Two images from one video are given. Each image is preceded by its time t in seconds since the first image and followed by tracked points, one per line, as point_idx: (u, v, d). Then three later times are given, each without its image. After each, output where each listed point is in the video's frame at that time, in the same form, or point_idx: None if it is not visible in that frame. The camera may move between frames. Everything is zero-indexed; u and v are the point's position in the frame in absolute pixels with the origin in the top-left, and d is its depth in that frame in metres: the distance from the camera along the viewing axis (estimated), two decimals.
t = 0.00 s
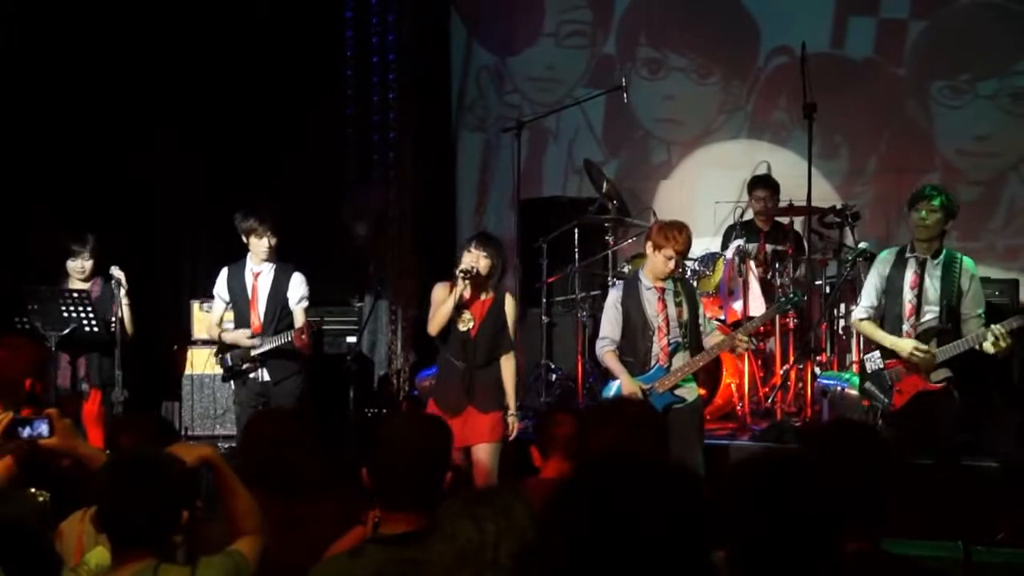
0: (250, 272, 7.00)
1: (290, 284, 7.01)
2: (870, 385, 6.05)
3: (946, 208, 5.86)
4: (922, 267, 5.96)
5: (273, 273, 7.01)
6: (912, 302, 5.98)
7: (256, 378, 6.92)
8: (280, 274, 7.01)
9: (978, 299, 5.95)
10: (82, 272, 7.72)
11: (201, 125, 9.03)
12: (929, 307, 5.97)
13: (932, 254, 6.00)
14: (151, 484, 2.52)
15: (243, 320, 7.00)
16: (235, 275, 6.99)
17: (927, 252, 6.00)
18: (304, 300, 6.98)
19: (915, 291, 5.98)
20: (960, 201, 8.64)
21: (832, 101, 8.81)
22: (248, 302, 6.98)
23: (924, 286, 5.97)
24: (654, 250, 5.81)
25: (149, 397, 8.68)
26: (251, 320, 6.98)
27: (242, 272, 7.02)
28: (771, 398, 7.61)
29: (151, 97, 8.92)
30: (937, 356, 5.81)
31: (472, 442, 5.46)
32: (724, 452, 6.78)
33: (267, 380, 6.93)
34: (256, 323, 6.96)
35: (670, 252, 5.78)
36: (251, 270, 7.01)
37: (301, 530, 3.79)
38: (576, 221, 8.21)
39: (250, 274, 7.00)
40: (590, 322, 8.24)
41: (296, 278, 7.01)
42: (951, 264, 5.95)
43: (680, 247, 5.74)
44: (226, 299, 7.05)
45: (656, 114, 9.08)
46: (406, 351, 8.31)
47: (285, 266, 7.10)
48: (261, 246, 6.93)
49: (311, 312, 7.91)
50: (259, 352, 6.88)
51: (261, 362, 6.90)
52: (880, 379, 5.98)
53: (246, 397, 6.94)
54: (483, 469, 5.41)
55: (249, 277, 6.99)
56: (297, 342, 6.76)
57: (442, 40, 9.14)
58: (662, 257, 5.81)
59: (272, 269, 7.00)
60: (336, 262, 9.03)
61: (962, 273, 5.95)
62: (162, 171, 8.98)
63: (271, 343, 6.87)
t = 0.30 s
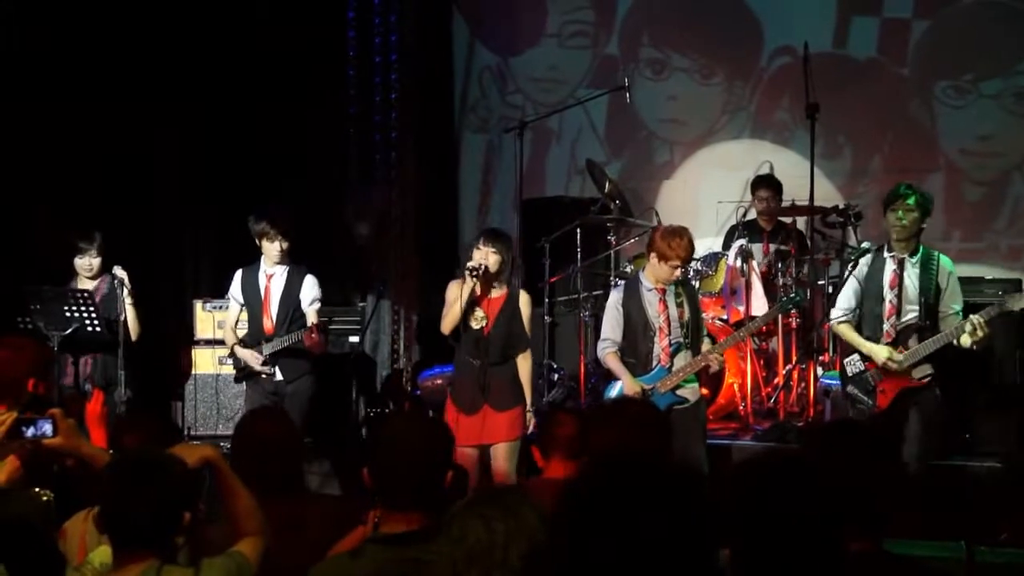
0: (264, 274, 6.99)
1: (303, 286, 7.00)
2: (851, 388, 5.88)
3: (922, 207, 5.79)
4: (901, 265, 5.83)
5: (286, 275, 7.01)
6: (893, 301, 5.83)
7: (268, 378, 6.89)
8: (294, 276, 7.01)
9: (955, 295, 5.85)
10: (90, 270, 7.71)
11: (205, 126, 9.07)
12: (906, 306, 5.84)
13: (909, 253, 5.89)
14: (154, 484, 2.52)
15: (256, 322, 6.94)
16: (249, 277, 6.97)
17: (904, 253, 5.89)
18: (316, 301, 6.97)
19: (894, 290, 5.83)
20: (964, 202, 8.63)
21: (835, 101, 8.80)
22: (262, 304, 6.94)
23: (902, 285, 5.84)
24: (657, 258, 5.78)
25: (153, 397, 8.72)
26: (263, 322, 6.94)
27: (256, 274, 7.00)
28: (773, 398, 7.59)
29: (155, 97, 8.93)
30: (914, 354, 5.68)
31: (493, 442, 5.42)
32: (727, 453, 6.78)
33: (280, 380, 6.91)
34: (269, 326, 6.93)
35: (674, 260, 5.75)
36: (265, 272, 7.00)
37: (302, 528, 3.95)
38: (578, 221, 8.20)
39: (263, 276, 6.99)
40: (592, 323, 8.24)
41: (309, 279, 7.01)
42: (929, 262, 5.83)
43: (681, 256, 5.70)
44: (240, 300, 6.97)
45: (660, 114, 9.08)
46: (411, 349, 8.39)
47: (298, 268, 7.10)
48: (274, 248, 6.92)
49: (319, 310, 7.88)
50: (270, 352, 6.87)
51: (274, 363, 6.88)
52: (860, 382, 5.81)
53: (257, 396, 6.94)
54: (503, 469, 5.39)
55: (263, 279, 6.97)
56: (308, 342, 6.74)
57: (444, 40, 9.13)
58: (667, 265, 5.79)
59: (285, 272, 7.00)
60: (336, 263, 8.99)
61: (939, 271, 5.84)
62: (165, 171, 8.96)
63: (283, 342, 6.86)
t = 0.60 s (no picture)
0: (272, 272, 7.00)
1: (310, 286, 6.99)
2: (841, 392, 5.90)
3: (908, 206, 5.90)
4: (885, 264, 5.96)
5: (293, 274, 7.01)
6: (880, 302, 5.97)
7: (274, 377, 6.89)
8: (301, 275, 7.00)
9: (940, 291, 5.97)
10: (96, 271, 7.66)
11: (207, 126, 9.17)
12: (892, 303, 5.96)
13: (894, 251, 6.02)
14: (157, 481, 2.52)
15: (262, 321, 6.95)
16: (257, 276, 6.98)
17: (889, 250, 6.01)
18: (322, 301, 6.96)
19: (879, 289, 5.96)
20: (967, 203, 8.63)
21: (836, 101, 8.81)
22: (269, 303, 6.95)
23: (887, 283, 5.96)
24: (661, 257, 5.77)
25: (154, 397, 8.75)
26: (269, 321, 6.94)
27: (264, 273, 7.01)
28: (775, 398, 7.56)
29: (156, 97, 8.94)
30: (899, 351, 5.79)
31: (504, 443, 5.39)
32: (727, 454, 6.79)
33: (285, 379, 6.89)
34: (275, 324, 6.92)
35: (677, 260, 5.76)
36: (272, 271, 7.00)
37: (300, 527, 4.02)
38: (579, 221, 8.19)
39: (271, 275, 6.99)
40: (593, 322, 8.24)
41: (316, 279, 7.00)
42: (913, 259, 5.97)
43: (684, 255, 5.72)
44: (247, 299, 7.01)
45: (661, 115, 9.09)
46: (411, 347, 8.41)
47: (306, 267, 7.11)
48: (281, 246, 6.92)
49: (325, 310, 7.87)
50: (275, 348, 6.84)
51: (280, 360, 6.88)
52: (846, 383, 5.86)
53: (263, 394, 6.94)
54: (514, 469, 5.38)
55: (270, 277, 6.98)
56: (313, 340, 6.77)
57: (444, 40, 9.18)
58: (670, 264, 5.79)
59: (293, 270, 7.01)
60: (337, 265, 9.06)
61: (923, 268, 5.97)
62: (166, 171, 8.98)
63: (287, 339, 6.83)
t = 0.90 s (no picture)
0: (276, 274, 6.99)
1: (313, 288, 6.96)
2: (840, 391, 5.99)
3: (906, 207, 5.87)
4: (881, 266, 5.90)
5: (296, 275, 7.00)
6: (875, 303, 5.88)
7: (276, 377, 6.88)
8: (305, 275, 6.98)
9: (939, 295, 5.87)
10: (100, 272, 7.67)
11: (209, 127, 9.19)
12: (890, 305, 5.88)
13: (892, 253, 5.97)
14: (160, 479, 2.53)
15: (265, 322, 6.95)
16: (261, 278, 6.98)
17: (886, 252, 5.97)
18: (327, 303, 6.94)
19: (876, 291, 5.88)
20: (969, 202, 8.58)
21: (836, 102, 8.83)
22: (272, 305, 6.94)
23: (884, 286, 5.89)
24: (669, 260, 5.78)
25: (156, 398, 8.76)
26: (273, 323, 6.93)
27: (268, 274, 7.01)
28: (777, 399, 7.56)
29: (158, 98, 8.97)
30: (893, 356, 5.72)
31: (507, 444, 5.38)
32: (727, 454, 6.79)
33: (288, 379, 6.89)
34: (278, 325, 6.92)
35: (682, 264, 5.78)
36: (276, 271, 7.00)
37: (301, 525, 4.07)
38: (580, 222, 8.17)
39: (275, 276, 6.99)
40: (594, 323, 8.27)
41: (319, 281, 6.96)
42: (911, 260, 5.89)
43: (693, 258, 5.73)
44: (252, 300, 7.02)
45: (661, 116, 9.11)
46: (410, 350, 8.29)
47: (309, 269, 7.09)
48: (284, 248, 6.91)
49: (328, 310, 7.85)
50: (278, 350, 6.83)
51: (283, 360, 6.86)
52: (844, 385, 5.92)
53: (266, 393, 6.91)
54: (516, 470, 5.34)
55: (274, 279, 6.97)
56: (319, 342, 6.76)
57: (444, 40, 9.32)
58: (676, 267, 5.82)
59: (296, 271, 6.99)
60: (335, 265, 9.20)
61: (921, 270, 5.88)
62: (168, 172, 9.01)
63: (290, 341, 6.82)
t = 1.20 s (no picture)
0: (275, 272, 6.99)
1: (312, 286, 6.97)
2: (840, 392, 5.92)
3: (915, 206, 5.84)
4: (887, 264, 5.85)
5: (296, 273, 6.99)
6: (877, 301, 5.85)
7: (275, 376, 6.85)
8: (304, 273, 6.98)
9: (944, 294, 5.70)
10: (95, 271, 7.65)
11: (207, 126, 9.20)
12: (892, 304, 5.82)
13: (898, 253, 5.91)
14: (158, 478, 2.53)
15: (264, 318, 6.95)
16: (260, 275, 6.99)
17: (892, 251, 5.92)
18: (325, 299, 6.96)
19: (879, 288, 5.85)
20: (967, 202, 8.57)
21: (833, 102, 8.85)
22: (271, 302, 6.94)
23: (888, 284, 5.84)
24: (669, 259, 5.80)
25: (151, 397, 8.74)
26: (272, 318, 6.93)
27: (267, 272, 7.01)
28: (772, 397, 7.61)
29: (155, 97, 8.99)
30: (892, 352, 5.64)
31: (504, 444, 5.38)
32: (723, 454, 6.80)
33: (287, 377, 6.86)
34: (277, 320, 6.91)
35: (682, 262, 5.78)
36: (275, 270, 7.00)
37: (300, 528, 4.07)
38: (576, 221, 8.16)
39: (274, 274, 6.99)
40: (591, 322, 8.32)
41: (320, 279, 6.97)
42: (916, 260, 5.79)
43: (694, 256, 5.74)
44: (251, 298, 7.05)
45: (659, 115, 9.12)
46: (405, 350, 8.23)
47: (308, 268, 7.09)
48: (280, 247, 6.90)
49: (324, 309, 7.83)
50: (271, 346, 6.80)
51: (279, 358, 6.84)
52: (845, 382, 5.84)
53: (265, 392, 6.86)
54: (513, 470, 5.36)
55: (273, 277, 6.97)
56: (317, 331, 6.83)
57: (442, 40, 9.33)
58: (676, 266, 5.83)
59: (295, 269, 6.99)
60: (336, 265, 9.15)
61: (924, 269, 5.76)
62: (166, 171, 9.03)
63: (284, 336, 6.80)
